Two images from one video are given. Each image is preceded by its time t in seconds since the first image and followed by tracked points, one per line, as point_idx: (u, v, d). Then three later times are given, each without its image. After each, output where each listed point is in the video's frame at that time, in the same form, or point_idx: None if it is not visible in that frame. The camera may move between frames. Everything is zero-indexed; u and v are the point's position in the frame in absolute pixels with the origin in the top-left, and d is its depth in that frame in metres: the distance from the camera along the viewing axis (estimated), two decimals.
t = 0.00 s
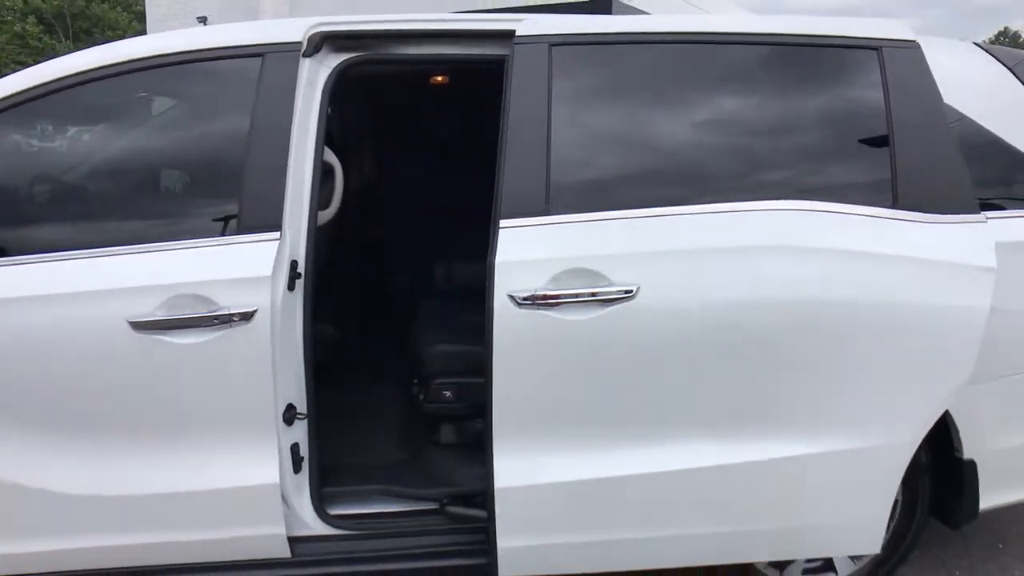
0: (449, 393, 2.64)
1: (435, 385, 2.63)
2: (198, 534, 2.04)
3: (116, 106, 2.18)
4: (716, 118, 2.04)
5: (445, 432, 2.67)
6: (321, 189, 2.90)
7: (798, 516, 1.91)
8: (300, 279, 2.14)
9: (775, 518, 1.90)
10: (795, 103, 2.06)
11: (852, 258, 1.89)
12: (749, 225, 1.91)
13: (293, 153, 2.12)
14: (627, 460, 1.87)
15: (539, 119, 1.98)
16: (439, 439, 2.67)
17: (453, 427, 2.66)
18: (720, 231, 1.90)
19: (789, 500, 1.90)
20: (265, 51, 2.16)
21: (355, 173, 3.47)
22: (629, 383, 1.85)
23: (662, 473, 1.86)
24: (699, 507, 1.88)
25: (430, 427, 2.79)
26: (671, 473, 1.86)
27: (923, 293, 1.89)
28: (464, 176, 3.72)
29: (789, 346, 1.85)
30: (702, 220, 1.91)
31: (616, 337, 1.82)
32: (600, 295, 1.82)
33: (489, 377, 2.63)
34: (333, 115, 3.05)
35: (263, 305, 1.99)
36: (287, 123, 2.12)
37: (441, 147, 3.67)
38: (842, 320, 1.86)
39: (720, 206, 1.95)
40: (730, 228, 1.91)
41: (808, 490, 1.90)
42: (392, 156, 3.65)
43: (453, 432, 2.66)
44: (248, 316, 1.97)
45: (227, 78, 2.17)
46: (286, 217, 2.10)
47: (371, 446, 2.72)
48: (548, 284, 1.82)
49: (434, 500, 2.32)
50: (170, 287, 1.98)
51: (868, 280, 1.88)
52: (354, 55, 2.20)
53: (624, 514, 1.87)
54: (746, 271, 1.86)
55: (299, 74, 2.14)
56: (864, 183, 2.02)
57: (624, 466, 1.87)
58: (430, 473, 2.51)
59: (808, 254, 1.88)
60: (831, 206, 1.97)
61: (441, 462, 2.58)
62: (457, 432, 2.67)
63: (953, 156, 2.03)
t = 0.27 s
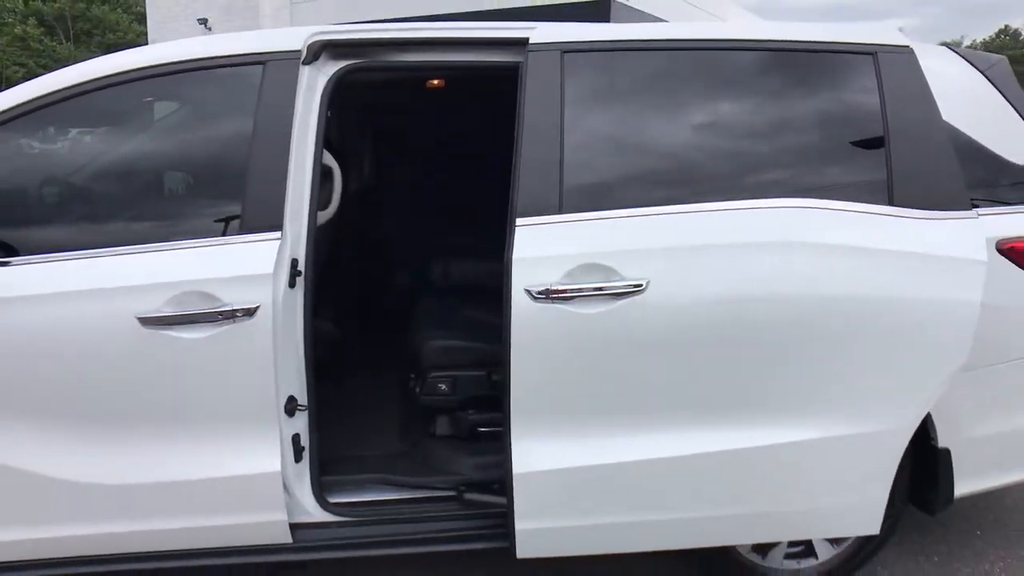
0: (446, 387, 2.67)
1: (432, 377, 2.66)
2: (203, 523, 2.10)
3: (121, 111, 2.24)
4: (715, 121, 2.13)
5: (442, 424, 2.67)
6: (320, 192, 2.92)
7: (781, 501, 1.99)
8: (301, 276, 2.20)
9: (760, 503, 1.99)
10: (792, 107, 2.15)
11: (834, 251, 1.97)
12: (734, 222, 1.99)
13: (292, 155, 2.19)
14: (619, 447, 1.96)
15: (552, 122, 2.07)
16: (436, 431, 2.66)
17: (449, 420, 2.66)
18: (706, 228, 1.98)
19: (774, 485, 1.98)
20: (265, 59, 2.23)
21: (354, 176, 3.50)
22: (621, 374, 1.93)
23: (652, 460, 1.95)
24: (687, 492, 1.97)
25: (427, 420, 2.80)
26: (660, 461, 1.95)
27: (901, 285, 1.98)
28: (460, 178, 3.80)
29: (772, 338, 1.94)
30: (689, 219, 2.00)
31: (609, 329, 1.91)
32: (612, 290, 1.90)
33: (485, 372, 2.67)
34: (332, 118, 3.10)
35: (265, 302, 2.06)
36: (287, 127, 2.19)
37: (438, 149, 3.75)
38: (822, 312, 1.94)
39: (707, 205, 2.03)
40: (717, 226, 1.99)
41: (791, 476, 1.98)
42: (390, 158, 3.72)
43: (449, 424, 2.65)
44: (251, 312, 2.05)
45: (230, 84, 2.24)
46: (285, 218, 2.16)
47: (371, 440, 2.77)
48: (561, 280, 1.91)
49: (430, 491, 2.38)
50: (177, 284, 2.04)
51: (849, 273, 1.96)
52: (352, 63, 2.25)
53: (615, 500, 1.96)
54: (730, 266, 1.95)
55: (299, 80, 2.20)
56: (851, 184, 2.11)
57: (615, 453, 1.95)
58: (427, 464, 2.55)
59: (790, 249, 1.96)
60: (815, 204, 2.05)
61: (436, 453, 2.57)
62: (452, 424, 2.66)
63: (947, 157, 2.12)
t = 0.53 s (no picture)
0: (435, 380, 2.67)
1: (421, 371, 2.66)
2: (200, 512, 2.16)
3: (124, 115, 2.31)
4: (713, 121, 2.20)
5: (432, 416, 2.68)
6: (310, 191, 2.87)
7: (760, 486, 2.06)
8: (292, 275, 2.27)
9: (739, 488, 2.06)
10: (789, 107, 2.23)
11: (810, 243, 2.04)
12: (712, 218, 2.06)
13: (282, 158, 2.25)
14: (605, 435, 2.03)
15: (558, 123, 2.15)
16: (426, 423, 2.67)
17: (438, 412, 2.66)
18: (685, 224, 2.05)
19: (753, 471, 2.05)
20: (258, 64, 2.28)
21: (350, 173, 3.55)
22: (605, 364, 2.00)
23: (636, 447, 2.02)
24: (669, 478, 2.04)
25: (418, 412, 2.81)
26: (643, 448, 2.02)
27: (875, 275, 2.05)
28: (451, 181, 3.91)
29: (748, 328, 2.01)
30: (670, 215, 2.07)
31: (594, 321, 1.98)
32: (617, 283, 1.98)
33: (473, 365, 2.67)
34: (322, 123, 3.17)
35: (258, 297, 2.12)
36: (280, 129, 2.25)
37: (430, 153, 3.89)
38: (795, 302, 2.01)
39: (687, 202, 2.11)
40: (696, 221, 2.06)
41: (769, 462, 2.05)
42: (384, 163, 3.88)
43: (439, 417, 2.66)
44: (245, 307, 2.11)
45: (231, 88, 2.30)
46: (278, 218, 2.23)
47: (364, 430, 2.79)
48: (566, 273, 1.99)
49: (420, 480, 2.44)
50: (176, 282, 2.11)
51: (823, 265, 2.03)
52: (342, 67, 2.33)
53: (599, 486, 2.03)
54: (708, 259, 2.01)
55: (291, 85, 2.27)
56: (836, 181, 2.19)
57: (600, 441, 2.02)
58: (418, 455, 2.57)
59: (767, 243, 2.03)
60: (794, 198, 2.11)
61: (426, 444, 2.60)
62: (442, 417, 2.67)
63: (938, 155, 2.20)
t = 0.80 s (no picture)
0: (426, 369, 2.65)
1: (413, 361, 2.63)
2: (200, 499, 2.21)
3: (124, 115, 2.34)
4: (707, 116, 2.26)
5: (422, 405, 2.65)
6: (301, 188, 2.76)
7: (741, 469, 2.14)
8: (286, 269, 2.30)
9: (723, 471, 2.13)
10: (784, 102, 2.29)
11: (790, 232, 2.11)
12: (695, 209, 2.12)
13: (275, 154, 2.29)
14: (593, 421, 2.10)
15: (562, 117, 2.22)
16: (416, 413, 2.65)
17: (428, 401, 2.64)
18: (668, 215, 2.11)
19: (736, 453, 2.12)
20: (251, 64, 2.32)
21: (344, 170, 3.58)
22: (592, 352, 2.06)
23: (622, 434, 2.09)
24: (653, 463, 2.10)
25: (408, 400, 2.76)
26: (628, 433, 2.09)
27: (852, 263, 2.11)
28: (447, 178, 4.00)
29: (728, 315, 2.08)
30: (654, 208, 2.13)
31: (581, 311, 2.05)
32: (622, 272, 2.05)
33: (463, 356, 2.64)
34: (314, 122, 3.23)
35: (252, 290, 2.16)
36: (274, 126, 2.29)
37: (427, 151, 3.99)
38: (773, 289, 2.08)
39: (672, 194, 2.17)
40: (679, 213, 2.11)
41: (752, 445, 2.12)
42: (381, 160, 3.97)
43: (429, 406, 2.63)
44: (239, 299, 2.15)
45: (228, 86, 2.33)
46: (271, 213, 2.26)
47: (356, 421, 2.77)
48: (573, 264, 2.06)
49: (412, 465, 2.45)
50: (173, 275, 2.15)
51: (802, 255, 2.10)
52: (332, 66, 2.38)
53: (585, 470, 2.10)
54: (691, 248, 2.08)
55: (283, 83, 2.31)
56: (823, 174, 2.25)
57: (586, 428, 2.09)
58: (409, 444, 2.55)
59: (747, 233, 2.10)
60: (774, 189, 2.17)
61: (416, 432, 2.57)
62: (432, 406, 2.64)
63: (930, 147, 2.27)
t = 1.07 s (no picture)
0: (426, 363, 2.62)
1: (412, 355, 2.60)
2: (204, 491, 2.25)
3: (128, 115, 2.37)
4: (708, 112, 2.30)
5: (422, 398, 2.63)
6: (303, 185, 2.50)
7: (730, 456, 2.21)
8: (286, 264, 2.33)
9: (713, 460, 2.20)
10: (785, 97, 2.33)
11: (779, 225, 2.16)
12: (688, 204, 2.17)
13: (276, 152, 2.32)
14: (585, 412, 2.17)
15: (571, 114, 2.26)
16: (416, 405, 2.63)
17: (428, 394, 2.61)
18: (660, 210, 2.16)
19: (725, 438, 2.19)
20: (250, 64, 2.34)
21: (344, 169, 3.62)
22: (587, 343, 2.13)
23: (614, 425, 2.15)
24: (645, 452, 2.18)
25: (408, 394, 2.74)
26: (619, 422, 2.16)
27: (839, 254, 2.16)
28: (447, 172, 3.95)
29: (718, 306, 2.13)
30: (649, 203, 2.17)
31: (575, 303, 2.11)
32: (632, 263, 2.11)
33: (463, 349, 2.60)
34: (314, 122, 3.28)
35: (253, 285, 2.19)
36: (274, 125, 2.32)
37: (426, 145, 3.96)
38: (762, 280, 2.13)
39: (667, 188, 2.21)
40: (671, 208, 2.16)
41: (744, 432, 2.19)
42: (381, 154, 3.93)
43: (428, 399, 2.61)
44: (240, 294, 2.18)
45: (232, 86, 2.35)
46: (272, 209, 2.29)
47: (355, 412, 2.74)
48: (584, 255, 2.11)
49: (412, 456, 2.45)
50: (178, 271, 2.18)
51: (790, 248, 2.15)
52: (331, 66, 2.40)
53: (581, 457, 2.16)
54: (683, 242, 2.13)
55: (282, 83, 2.34)
56: (819, 167, 2.29)
57: (580, 419, 2.16)
58: (408, 436, 2.54)
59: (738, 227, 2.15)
60: (764, 182, 2.22)
61: (416, 425, 2.56)
62: (431, 398, 2.62)
63: (931, 139, 2.31)
